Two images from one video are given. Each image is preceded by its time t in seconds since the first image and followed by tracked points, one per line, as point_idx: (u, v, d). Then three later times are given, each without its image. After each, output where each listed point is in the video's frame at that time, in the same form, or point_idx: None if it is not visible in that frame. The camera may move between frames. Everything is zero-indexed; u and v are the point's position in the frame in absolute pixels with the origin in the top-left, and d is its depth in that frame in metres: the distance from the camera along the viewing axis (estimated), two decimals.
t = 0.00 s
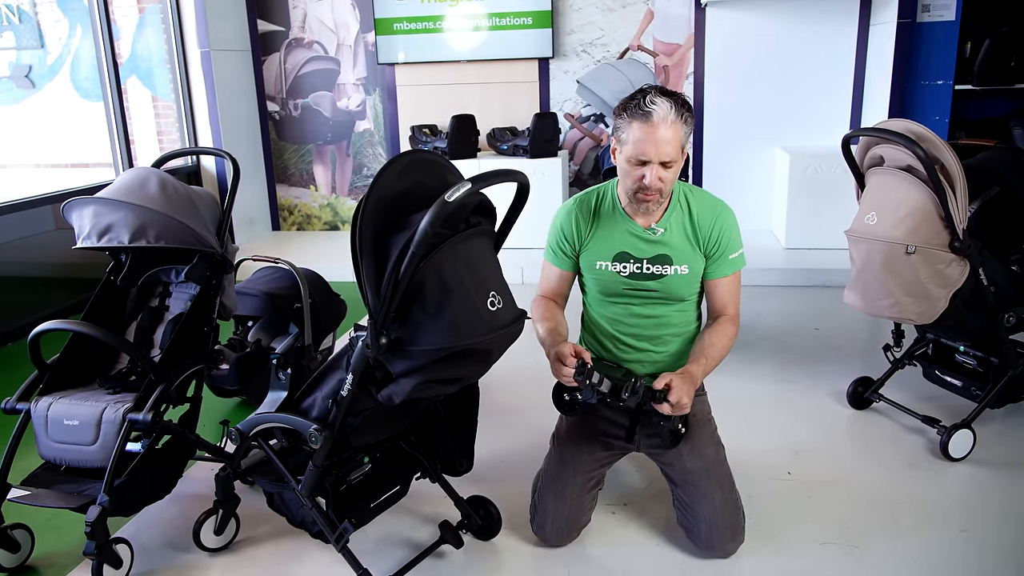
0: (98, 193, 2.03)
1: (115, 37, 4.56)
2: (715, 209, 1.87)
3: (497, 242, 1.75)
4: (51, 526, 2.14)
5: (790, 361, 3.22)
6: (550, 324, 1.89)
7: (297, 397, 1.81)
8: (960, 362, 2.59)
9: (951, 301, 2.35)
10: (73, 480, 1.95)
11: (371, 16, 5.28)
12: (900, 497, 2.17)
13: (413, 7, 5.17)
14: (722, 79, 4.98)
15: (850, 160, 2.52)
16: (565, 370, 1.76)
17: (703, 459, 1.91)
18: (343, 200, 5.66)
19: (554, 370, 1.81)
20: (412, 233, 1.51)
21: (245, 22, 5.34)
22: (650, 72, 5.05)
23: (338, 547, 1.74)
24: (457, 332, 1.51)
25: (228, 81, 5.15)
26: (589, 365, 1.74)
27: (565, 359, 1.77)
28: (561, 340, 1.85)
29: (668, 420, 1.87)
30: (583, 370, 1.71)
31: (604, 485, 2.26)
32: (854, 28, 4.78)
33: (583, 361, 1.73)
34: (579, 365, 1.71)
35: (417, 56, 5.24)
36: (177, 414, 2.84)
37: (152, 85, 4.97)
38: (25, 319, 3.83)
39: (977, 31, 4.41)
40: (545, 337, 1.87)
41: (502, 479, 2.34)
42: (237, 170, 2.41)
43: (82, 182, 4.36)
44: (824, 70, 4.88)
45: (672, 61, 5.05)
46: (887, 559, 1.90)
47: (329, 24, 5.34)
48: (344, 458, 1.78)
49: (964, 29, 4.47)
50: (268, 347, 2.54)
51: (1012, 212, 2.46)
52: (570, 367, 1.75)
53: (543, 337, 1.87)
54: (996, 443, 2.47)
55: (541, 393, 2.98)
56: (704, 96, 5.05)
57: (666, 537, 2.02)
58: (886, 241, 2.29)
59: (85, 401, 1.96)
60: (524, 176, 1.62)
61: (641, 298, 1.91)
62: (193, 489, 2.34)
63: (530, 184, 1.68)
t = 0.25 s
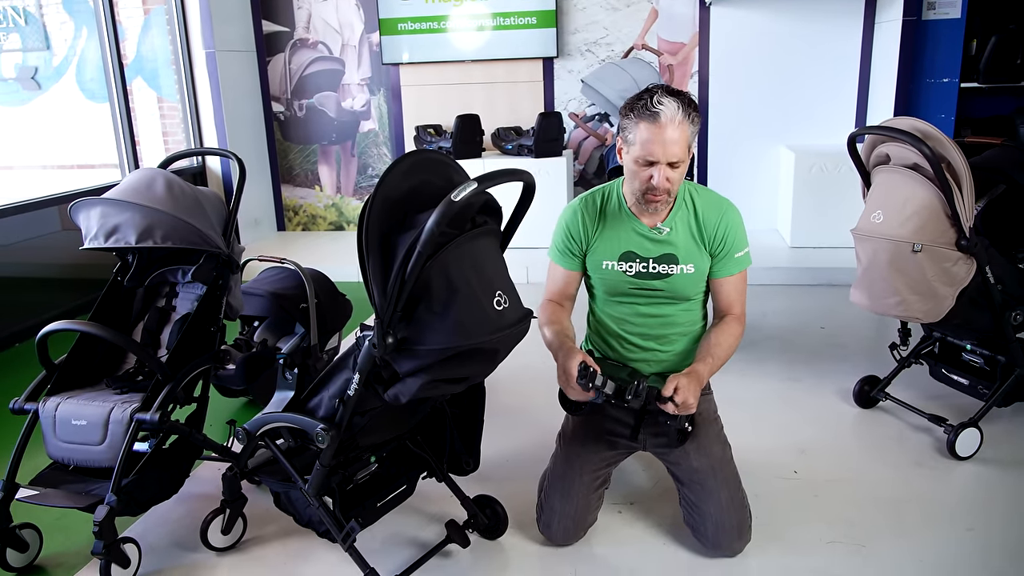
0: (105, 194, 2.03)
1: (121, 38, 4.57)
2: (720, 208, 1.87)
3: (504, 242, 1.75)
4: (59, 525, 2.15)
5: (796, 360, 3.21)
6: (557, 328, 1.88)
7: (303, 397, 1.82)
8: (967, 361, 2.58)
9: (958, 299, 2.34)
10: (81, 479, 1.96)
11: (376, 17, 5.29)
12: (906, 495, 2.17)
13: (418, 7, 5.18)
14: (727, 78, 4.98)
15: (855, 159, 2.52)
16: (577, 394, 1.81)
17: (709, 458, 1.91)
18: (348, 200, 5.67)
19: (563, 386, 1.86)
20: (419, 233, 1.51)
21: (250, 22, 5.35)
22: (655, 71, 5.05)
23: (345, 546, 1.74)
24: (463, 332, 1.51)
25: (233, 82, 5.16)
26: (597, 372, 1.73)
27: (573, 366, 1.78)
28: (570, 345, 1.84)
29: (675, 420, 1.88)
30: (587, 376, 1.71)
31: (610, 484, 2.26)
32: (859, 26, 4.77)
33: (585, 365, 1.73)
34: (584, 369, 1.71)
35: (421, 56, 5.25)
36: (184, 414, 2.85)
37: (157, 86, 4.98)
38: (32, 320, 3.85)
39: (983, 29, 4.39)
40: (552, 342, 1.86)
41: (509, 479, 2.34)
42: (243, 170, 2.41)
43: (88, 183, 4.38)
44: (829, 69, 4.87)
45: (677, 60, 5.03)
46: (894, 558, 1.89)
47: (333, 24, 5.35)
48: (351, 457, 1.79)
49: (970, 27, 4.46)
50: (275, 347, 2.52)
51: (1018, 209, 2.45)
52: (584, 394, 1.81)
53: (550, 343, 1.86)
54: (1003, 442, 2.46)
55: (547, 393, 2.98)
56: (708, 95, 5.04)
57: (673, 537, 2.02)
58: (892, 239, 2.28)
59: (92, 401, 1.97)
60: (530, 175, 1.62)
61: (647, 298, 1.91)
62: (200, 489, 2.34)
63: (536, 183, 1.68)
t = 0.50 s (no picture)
0: (109, 195, 2.04)
1: (125, 39, 4.58)
2: (724, 205, 1.87)
3: (506, 241, 1.76)
4: (64, 525, 2.16)
5: (799, 359, 3.21)
6: (563, 333, 1.86)
7: (307, 397, 1.82)
8: (971, 360, 2.57)
9: (962, 298, 2.33)
10: (86, 479, 1.96)
11: (378, 17, 5.29)
12: (910, 495, 2.16)
13: (421, 7, 5.18)
14: (730, 77, 4.98)
15: (859, 158, 2.51)
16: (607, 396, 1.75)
17: (712, 458, 1.90)
18: (351, 200, 5.68)
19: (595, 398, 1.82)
20: (422, 232, 1.51)
21: (253, 23, 5.36)
22: (657, 71, 5.04)
23: (349, 545, 1.74)
24: (466, 331, 1.52)
25: (236, 82, 5.17)
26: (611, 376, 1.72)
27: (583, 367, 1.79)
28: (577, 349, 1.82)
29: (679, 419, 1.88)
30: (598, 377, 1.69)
31: (613, 483, 2.26)
32: (862, 25, 4.76)
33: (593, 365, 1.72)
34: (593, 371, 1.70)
35: (424, 56, 5.25)
36: (188, 414, 2.86)
37: (161, 87, 4.99)
38: (37, 320, 3.86)
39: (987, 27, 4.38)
40: (559, 347, 1.85)
41: (512, 478, 2.34)
42: (247, 171, 2.41)
43: (91, 184, 4.39)
44: (832, 68, 4.86)
45: (680, 60, 5.03)
46: (898, 557, 1.89)
47: (336, 24, 5.36)
48: (354, 457, 1.79)
49: (973, 25, 4.45)
50: (278, 346, 2.56)
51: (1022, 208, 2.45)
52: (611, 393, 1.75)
53: (558, 349, 1.85)
54: (1007, 441, 2.46)
55: (550, 393, 2.98)
56: (711, 94, 5.04)
57: (676, 536, 2.02)
58: (896, 238, 2.28)
59: (97, 401, 1.97)
60: (533, 175, 1.62)
61: (652, 297, 1.91)
62: (204, 489, 2.35)
63: (539, 183, 1.68)
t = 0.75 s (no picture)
0: (112, 196, 2.04)
1: (127, 40, 4.59)
2: (727, 204, 1.87)
3: (508, 241, 1.76)
4: (68, 525, 2.16)
5: (802, 358, 3.21)
6: (569, 329, 1.86)
7: (310, 397, 1.82)
8: (974, 359, 2.56)
9: (964, 297, 2.33)
10: (89, 479, 1.97)
11: (380, 17, 5.29)
12: (914, 494, 2.16)
13: (422, 7, 5.18)
14: (731, 76, 4.97)
15: (861, 157, 2.51)
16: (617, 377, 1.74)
17: (715, 457, 1.90)
18: (353, 200, 5.68)
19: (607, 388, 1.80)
20: (424, 232, 1.51)
21: (255, 23, 5.36)
22: (659, 70, 5.04)
23: (352, 545, 1.74)
24: (469, 331, 1.52)
25: (238, 83, 5.18)
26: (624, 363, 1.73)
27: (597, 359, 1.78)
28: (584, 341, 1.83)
29: (679, 421, 1.86)
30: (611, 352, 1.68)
31: (616, 483, 2.26)
32: (864, 24, 4.75)
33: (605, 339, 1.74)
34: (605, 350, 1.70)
35: (426, 57, 5.25)
36: (191, 414, 2.86)
37: (163, 88, 5.00)
38: (40, 321, 3.87)
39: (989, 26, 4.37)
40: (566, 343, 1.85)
41: (515, 478, 2.34)
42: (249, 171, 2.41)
43: (95, 184, 4.40)
44: (834, 67, 4.85)
45: (681, 59, 5.02)
46: (902, 556, 1.89)
47: (338, 25, 5.36)
48: (357, 457, 1.79)
49: (976, 24, 4.44)
50: (281, 346, 2.56)
51: None
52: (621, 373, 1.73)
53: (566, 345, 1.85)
54: (1011, 441, 2.45)
55: (552, 392, 2.98)
56: (713, 94, 5.03)
57: (679, 535, 2.02)
58: (899, 238, 2.28)
59: (100, 401, 1.98)
60: (535, 175, 1.62)
61: (654, 295, 1.91)
62: (207, 489, 2.35)
63: (541, 183, 1.68)
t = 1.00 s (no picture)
0: (114, 195, 2.05)
1: (130, 40, 4.60)
2: (730, 205, 1.87)
3: (510, 241, 1.76)
4: (70, 524, 2.17)
5: (803, 358, 3.21)
6: (570, 331, 1.86)
7: (312, 396, 1.83)
8: (976, 359, 2.54)
9: (966, 297, 2.33)
10: (92, 478, 1.97)
11: (382, 17, 5.30)
12: (916, 494, 2.16)
13: (424, 7, 5.18)
14: (733, 76, 4.97)
15: (863, 156, 2.51)
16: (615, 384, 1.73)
17: (716, 457, 1.90)
18: (355, 200, 5.69)
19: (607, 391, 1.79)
20: (426, 232, 1.51)
21: (257, 24, 5.37)
22: (661, 70, 5.04)
23: (354, 545, 1.75)
24: (471, 331, 1.52)
25: (240, 83, 5.18)
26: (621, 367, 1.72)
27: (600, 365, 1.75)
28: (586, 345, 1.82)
29: (681, 419, 1.87)
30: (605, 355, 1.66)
31: (617, 483, 2.26)
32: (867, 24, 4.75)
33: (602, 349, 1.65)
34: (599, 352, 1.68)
35: (427, 57, 5.26)
36: (193, 414, 2.87)
37: (165, 88, 5.01)
38: (42, 320, 3.87)
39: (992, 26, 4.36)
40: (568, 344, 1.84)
41: (516, 478, 2.34)
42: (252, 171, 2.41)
43: (97, 184, 4.40)
44: (836, 67, 4.85)
45: (683, 59, 5.02)
46: (904, 556, 1.89)
47: (340, 25, 5.37)
48: (359, 456, 1.80)
49: (978, 24, 4.43)
50: (282, 346, 2.57)
51: None
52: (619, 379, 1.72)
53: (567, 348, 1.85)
54: (1013, 441, 2.45)
55: (554, 392, 2.99)
56: (715, 94, 5.03)
57: (680, 535, 2.02)
58: (901, 238, 2.28)
59: (103, 401, 1.98)
60: (537, 175, 1.62)
61: (657, 296, 1.91)
62: (209, 488, 2.36)
63: (543, 182, 1.68)
